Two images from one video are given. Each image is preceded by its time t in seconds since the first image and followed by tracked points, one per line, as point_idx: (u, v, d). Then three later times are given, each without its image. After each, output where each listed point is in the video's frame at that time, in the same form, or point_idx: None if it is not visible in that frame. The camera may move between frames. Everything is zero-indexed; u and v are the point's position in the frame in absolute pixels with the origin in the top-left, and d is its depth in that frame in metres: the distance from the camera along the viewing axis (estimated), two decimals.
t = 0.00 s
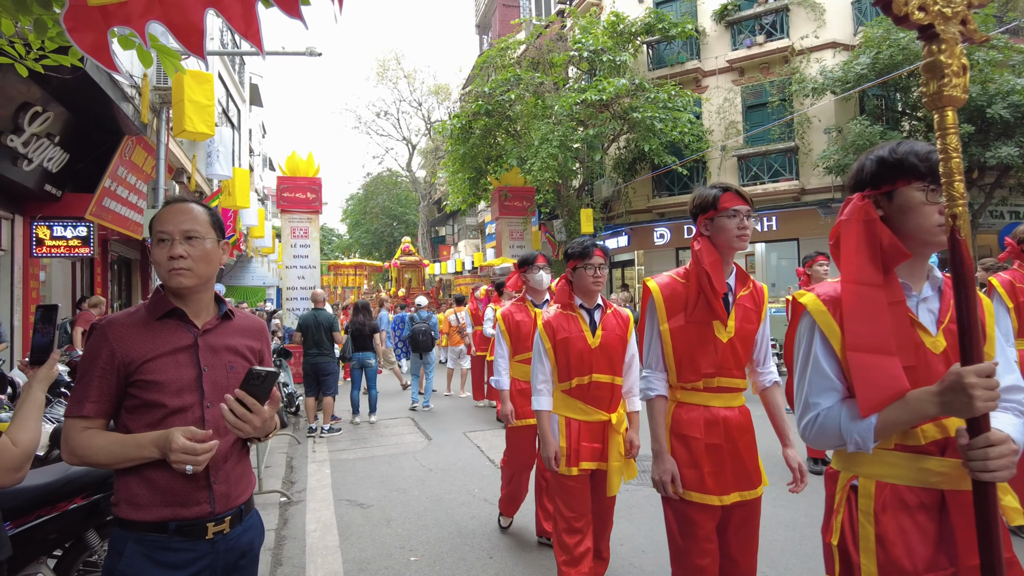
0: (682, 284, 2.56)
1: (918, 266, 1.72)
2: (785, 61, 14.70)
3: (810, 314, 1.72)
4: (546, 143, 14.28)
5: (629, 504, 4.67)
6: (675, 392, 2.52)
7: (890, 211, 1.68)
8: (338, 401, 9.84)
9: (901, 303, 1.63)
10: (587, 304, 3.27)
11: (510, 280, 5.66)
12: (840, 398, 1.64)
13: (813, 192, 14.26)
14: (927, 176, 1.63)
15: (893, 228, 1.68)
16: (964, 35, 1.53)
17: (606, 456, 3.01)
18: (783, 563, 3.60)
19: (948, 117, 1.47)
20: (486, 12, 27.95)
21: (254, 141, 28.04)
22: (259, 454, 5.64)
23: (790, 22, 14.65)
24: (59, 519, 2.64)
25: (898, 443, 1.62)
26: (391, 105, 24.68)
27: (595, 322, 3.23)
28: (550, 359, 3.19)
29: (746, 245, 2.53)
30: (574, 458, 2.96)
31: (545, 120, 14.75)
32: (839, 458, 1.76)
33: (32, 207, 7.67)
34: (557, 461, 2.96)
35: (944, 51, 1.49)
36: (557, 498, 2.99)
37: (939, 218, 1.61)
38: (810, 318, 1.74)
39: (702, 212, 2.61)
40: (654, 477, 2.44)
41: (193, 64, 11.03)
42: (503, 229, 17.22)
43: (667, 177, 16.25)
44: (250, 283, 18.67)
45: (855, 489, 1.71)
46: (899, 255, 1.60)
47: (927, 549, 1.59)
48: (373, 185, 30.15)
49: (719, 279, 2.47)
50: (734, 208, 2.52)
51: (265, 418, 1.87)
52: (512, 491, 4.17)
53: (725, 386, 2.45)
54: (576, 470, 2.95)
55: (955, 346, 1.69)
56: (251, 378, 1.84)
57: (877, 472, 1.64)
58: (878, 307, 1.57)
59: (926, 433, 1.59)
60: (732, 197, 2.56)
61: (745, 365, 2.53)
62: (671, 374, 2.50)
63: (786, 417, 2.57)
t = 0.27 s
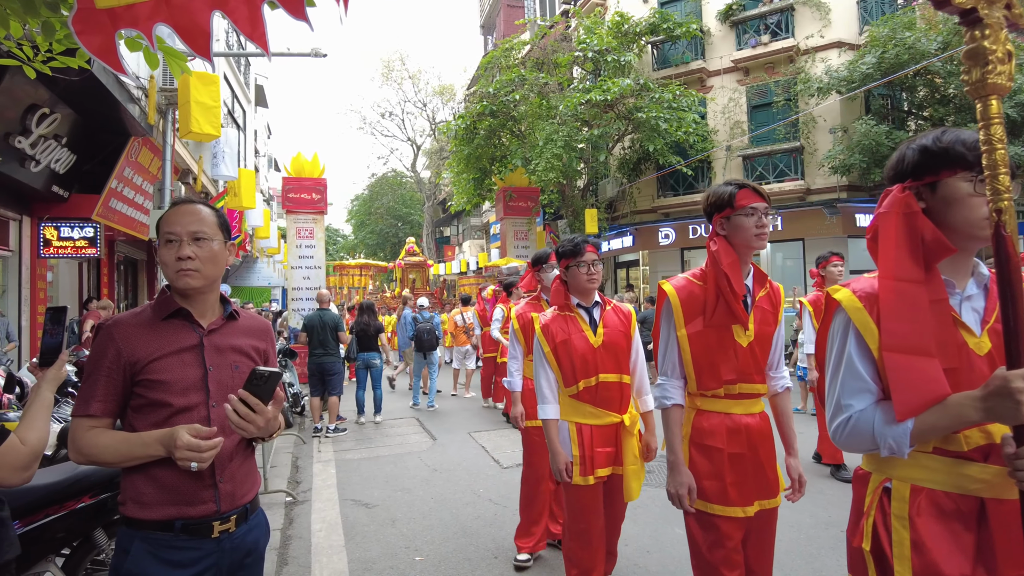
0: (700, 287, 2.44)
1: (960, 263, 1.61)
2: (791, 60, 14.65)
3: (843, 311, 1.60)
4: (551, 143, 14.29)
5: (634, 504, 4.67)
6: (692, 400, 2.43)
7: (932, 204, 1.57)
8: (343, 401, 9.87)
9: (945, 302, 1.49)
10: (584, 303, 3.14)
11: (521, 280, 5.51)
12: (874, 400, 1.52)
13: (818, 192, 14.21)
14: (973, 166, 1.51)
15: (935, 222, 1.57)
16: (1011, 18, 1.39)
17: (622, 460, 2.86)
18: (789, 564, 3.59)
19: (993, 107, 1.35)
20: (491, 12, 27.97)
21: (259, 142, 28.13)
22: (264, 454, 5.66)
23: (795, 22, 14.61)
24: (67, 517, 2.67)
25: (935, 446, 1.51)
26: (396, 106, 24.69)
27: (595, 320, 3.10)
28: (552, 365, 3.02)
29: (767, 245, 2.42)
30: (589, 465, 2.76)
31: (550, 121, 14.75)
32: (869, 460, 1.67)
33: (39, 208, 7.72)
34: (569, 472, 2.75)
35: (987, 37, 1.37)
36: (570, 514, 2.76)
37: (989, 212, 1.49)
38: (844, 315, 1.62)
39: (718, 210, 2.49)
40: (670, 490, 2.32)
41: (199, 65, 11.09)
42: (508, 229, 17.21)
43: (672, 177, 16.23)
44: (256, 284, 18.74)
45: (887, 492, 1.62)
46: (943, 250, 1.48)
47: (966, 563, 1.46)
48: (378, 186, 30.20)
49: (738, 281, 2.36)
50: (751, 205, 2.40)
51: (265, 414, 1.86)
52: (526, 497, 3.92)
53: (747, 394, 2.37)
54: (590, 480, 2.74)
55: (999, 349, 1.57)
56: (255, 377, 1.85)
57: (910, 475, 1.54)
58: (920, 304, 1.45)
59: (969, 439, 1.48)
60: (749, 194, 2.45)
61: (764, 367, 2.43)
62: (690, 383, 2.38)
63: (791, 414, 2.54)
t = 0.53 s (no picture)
0: (713, 288, 2.24)
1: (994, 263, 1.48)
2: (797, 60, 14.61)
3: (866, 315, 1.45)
4: (556, 144, 14.29)
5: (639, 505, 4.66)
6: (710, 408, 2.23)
7: (967, 199, 1.43)
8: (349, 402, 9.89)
9: (979, 304, 1.37)
10: (586, 304, 3.00)
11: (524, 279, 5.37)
12: (904, 413, 1.37)
13: (824, 192, 14.16)
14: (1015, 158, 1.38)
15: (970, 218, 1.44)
16: None
17: (632, 467, 2.72)
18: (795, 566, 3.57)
19: None
20: (496, 13, 27.99)
21: (264, 143, 28.24)
22: (270, 454, 5.68)
23: (801, 21, 14.57)
24: (75, 517, 2.69)
25: (979, 461, 1.38)
26: (401, 107, 24.77)
27: (599, 322, 2.94)
28: (556, 370, 2.85)
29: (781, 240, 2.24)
30: (596, 474, 2.65)
31: (555, 121, 14.75)
32: (901, 477, 1.53)
33: (47, 209, 7.77)
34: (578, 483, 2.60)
35: None
36: (574, 521, 2.65)
37: None
38: (869, 321, 1.47)
39: (728, 204, 2.30)
40: (692, 508, 2.11)
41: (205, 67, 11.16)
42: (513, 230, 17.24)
43: (677, 177, 16.20)
44: (262, 285, 18.81)
45: (929, 513, 1.46)
46: (980, 249, 1.35)
47: None
48: (383, 186, 30.28)
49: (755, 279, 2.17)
50: (764, 198, 2.22)
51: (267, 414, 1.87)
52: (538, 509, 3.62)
53: (771, 399, 2.17)
54: (600, 488, 2.64)
55: None
56: (258, 377, 1.86)
57: (952, 495, 1.41)
58: (956, 307, 1.31)
59: (1017, 454, 1.34)
60: (760, 186, 2.26)
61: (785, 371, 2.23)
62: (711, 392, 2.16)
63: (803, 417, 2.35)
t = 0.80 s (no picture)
0: (724, 287, 2.05)
1: None
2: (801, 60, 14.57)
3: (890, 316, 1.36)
4: (560, 144, 14.30)
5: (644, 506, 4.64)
6: (730, 415, 2.03)
7: (998, 188, 1.34)
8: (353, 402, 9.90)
9: (1014, 304, 1.27)
10: (599, 306, 2.91)
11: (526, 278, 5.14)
12: (935, 425, 1.28)
13: (829, 192, 14.11)
14: None
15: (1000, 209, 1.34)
16: None
17: (645, 473, 2.61)
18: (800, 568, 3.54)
19: None
20: (500, 13, 28.00)
21: (269, 144, 28.34)
22: (275, 455, 5.69)
23: (806, 21, 14.53)
24: (81, 518, 2.69)
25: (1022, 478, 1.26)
26: (406, 107, 24.80)
27: (610, 323, 2.87)
28: (567, 372, 2.77)
29: (793, 234, 2.06)
30: (607, 482, 2.57)
31: (559, 122, 14.74)
32: (931, 494, 1.41)
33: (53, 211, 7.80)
34: (590, 491, 2.54)
35: None
36: (583, 525, 2.62)
37: None
38: (892, 324, 1.37)
39: (736, 197, 2.12)
40: (715, 523, 1.92)
41: (210, 69, 11.19)
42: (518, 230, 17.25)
43: (682, 177, 16.16)
44: (267, 285, 18.86)
45: (968, 535, 1.32)
46: (1011, 242, 1.28)
47: None
48: (388, 187, 30.34)
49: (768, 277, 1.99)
50: (776, 190, 2.03)
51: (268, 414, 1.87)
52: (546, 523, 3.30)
53: (791, 401, 2.00)
54: (611, 495, 2.56)
55: None
56: (260, 380, 1.85)
57: (994, 515, 1.28)
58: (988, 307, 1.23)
59: None
60: (771, 177, 2.08)
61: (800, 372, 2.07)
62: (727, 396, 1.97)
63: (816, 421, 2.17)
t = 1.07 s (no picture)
0: (740, 287, 2.01)
1: None
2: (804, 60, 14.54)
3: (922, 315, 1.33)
4: (562, 144, 14.27)
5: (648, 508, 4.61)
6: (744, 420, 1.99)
7: None
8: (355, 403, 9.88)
9: None
10: (626, 307, 2.80)
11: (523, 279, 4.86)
12: (977, 436, 1.25)
13: (832, 192, 14.08)
14: None
15: None
16: None
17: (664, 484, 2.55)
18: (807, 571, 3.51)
19: None
20: (501, 13, 27.98)
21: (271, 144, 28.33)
22: (277, 455, 5.68)
23: (808, 21, 14.50)
24: (83, 520, 2.67)
25: None
26: (407, 108, 24.80)
27: (638, 325, 2.76)
28: (588, 370, 2.69)
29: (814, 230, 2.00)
30: (623, 490, 2.53)
31: (562, 122, 14.70)
32: (967, 512, 1.37)
33: (55, 211, 7.80)
34: (608, 497, 2.49)
35: None
36: (596, 530, 2.59)
37: None
38: (923, 325, 1.34)
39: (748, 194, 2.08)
40: (733, 534, 1.88)
41: (212, 69, 11.19)
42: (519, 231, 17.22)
43: (684, 177, 16.11)
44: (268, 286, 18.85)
45: (1005, 556, 1.30)
46: None
47: None
48: (389, 187, 30.32)
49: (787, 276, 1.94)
50: (793, 183, 1.98)
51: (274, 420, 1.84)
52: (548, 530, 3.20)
53: (807, 406, 1.98)
54: (627, 504, 2.53)
55: None
56: (263, 382, 1.83)
57: None
58: None
59: None
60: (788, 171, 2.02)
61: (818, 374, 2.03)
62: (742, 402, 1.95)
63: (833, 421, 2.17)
